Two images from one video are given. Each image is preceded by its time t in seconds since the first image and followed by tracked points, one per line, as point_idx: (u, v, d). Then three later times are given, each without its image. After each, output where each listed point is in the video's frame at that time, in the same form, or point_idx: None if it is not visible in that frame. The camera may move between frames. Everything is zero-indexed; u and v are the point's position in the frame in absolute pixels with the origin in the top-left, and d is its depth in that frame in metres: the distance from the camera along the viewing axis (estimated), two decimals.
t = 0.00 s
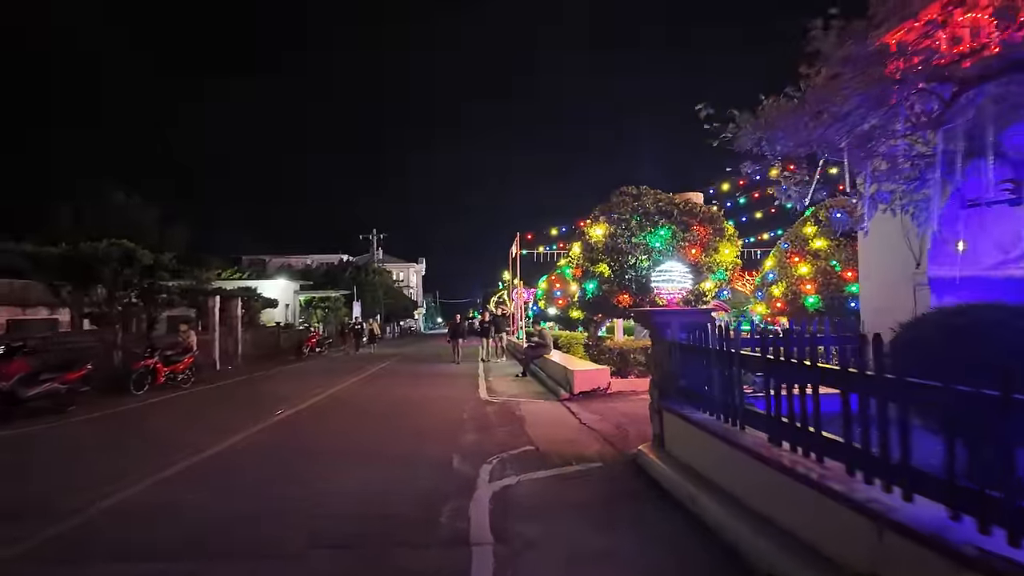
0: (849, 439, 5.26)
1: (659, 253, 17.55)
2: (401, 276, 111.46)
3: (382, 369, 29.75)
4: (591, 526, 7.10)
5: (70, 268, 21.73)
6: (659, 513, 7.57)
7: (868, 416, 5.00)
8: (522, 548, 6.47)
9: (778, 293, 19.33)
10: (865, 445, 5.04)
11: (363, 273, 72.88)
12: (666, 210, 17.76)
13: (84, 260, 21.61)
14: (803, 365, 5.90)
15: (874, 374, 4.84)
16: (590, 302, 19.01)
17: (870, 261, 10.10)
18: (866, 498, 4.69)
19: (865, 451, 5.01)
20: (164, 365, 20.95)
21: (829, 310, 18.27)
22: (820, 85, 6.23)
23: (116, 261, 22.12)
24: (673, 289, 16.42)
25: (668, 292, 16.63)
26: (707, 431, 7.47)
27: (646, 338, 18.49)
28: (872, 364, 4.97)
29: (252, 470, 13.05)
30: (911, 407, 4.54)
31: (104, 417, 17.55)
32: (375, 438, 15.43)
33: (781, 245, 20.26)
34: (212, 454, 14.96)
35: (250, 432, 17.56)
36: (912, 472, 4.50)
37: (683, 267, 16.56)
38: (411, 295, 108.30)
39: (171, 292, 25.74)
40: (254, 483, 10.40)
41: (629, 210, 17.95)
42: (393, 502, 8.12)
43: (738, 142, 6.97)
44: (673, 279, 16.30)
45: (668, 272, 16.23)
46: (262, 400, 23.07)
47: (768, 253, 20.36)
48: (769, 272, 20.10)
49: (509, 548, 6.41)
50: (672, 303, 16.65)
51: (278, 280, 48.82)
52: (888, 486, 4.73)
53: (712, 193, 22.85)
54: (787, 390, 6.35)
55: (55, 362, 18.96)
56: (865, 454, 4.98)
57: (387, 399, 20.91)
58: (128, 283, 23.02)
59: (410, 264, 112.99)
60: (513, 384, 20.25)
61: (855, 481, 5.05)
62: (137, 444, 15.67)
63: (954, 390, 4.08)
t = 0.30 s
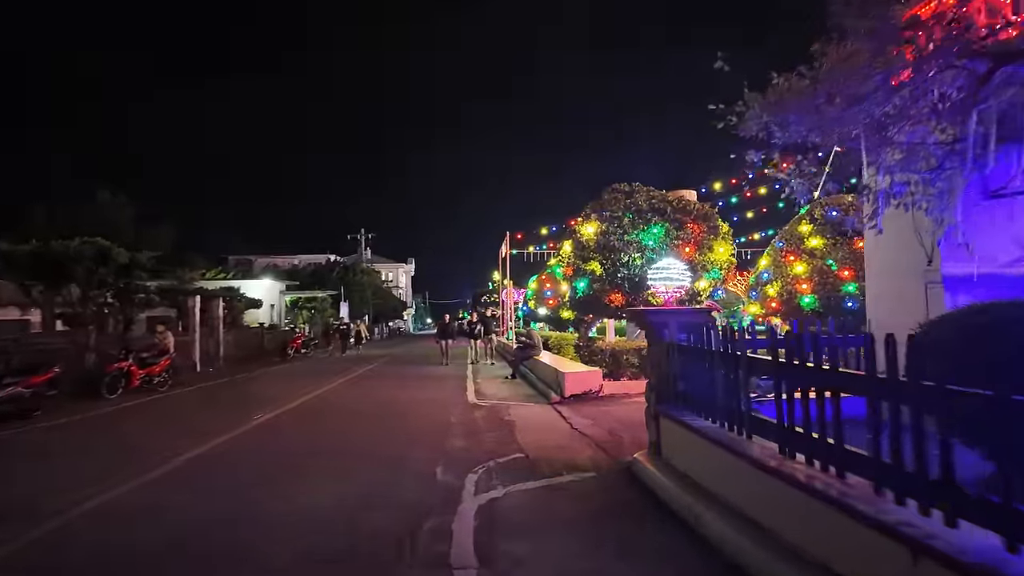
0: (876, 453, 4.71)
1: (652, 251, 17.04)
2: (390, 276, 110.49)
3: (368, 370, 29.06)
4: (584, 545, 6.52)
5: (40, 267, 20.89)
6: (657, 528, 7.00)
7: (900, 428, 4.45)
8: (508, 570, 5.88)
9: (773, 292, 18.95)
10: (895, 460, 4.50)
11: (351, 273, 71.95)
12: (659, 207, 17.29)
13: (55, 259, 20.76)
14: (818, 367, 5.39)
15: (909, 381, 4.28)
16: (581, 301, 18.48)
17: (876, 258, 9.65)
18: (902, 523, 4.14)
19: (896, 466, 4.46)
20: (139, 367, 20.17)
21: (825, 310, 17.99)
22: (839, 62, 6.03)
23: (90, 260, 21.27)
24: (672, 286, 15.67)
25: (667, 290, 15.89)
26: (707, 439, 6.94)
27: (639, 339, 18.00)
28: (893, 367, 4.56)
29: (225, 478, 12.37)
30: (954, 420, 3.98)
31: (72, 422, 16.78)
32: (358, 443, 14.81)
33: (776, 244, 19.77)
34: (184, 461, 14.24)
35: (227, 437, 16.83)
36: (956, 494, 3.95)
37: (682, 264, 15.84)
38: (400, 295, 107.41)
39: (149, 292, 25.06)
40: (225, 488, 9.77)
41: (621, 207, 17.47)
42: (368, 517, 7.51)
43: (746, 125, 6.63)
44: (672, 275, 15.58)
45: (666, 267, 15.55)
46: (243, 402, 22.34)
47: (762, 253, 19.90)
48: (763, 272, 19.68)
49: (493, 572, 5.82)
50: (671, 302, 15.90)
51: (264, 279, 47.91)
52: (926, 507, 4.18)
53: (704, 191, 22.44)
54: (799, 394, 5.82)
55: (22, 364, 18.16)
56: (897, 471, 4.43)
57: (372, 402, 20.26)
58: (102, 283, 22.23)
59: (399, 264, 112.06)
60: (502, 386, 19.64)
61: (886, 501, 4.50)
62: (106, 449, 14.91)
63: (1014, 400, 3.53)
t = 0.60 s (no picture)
0: (913, 472, 4.16)
1: (647, 248, 16.51)
2: (382, 276, 109.64)
3: (357, 371, 28.41)
4: (577, 566, 5.95)
5: (15, 265, 20.16)
6: (657, 546, 6.44)
7: (942, 445, 3.89)
8: None
9: (770, 291, 18.50)
10: (937, 481, 3.94)
11: (342, 273, 71.14)
12: (655, 203, 16.79)
13: (32, 256, 20.05)
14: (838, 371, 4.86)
15: (955, 392, 3.72)
16: (574, 300, 17.95)
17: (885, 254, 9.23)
18: (949, 556, 3.59)
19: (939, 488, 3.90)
20: (116, 370, 19.47)
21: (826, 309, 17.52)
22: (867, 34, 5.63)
23: (67, 258, 20.55)
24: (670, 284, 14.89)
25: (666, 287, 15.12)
26: (710, 447, 6.41)
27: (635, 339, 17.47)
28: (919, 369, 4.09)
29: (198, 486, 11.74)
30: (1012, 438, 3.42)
31: (42, 426, 16.08)
32: (343, 448, 14.18)
33: (773, 241, 19.32)
34: (157, 467, 13.59)
35: (205, 441, 16.16)
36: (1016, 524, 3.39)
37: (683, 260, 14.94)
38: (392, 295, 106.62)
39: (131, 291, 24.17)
40: (195, 496, 9.16)
41: (616, 203, 16.98)
42: (343, 532, 6.93)
43: (753, 108, 6.33)
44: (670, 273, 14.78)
45: (665, 264, 14.73)
46: (226, 404, 21.65)
47: (760, 250, 19.44)
48: (760, 270, 19.22)
49: None
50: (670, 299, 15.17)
51: (252, 279, 47.10)
52: (976, 537, 3.63)
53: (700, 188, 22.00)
54: (815, 399, 5.28)
55: None
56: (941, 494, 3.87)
57: (359, 404, 19.64)
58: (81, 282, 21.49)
59: (391, 264, 111.21)
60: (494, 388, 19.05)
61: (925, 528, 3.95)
62: (76, 455, 14.22)
63: None
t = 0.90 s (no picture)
0: (965, 495, 3.62)
1: (649, 247, 16.01)
2: (380, 277, 109.10)
3: (353, 373, 27.92)
4: None
5: None
6: (666, 565, 5.93)
7: (1006, 469, 3.35)
8: None
9: (776, 291, 18.08)
10: (1000, 509, 3.40)
11: (339, 273, 70.64)
12: (658, 201, 16.30)
13: (15, 255, 19.78)
14: (872, 378, 4.31)
15: None
16: (574, 301, 17.49)
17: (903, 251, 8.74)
18: None
19: (1003, 517, 3.36)
20: (104, 371, 18.98)
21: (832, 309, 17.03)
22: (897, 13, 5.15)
23: (52, 257, 20.30)
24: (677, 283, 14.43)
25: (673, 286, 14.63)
26: (723, 459, 5.85)
27: (637, 340, 16.99)
28: (970, 377, 3.57)
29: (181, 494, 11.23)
30: None
31: (26, 430, 15.59)
32: (334, 454, 13.65)
33: (779, 241, 18.75)
34: (143, 472, 13.10)
35: (193, 445, 15.64)
36: None
37: (690, 257, 14.55)
38: (391, 296, 106.10)
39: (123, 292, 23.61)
40: (174, 505, 8.67)
41: (618, 200, 16.50)
42: (326, 548, 6.45)
43: (769, 93, 5.51)
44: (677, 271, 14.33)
45: (672, 261, 14.29)
46: (218, 406, 21.15)
47: (765, 249, 18.96)
48: (766, 269, 18.77)
49: None
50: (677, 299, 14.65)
51: (249, 279, 46.57)
52: None
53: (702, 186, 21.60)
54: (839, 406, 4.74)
55: None
56: (1006, 523, 3.33)
57: (353, 407, 19.14)
58: (66, 281, 21.17)
59: (390, 264, 110.69)
60: (492, 391, 18.52)
61: (983, 561, 3.41)
62: (57, 460, 13.71)
63: None
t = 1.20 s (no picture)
0: None
1: (651, 246, 15.45)
2: (375, 277, 108.27)
3: (346, 375, 27.30)
4: None
5: None
6: None
7: None
8: None
9: (780, 292, 17.57)
10: None
11: (333, 274, 69.92)
12: (660, 198, 15.71)
13: None
14: (933, 395, 3.67)
15: None
16: (573, 301, 16.96)
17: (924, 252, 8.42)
18: None
19: None
20: (85, 375, 18.30)
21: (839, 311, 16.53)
22: None
23: (31, 256, 19.61)
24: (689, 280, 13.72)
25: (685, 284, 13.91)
26: (748, 479, 5.23)
27: (638, 342, 16.45)
28: None
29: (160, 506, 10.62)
30: None
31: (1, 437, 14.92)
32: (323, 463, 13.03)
33: (782, 240, 18.29)
34: (121, 482, 12.47)
35: (176, 453, 15.00)
36: None
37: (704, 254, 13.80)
38: (386, 297, 105.28)
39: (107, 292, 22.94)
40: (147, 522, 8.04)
41: (618, 198, 15.93)
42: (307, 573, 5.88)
43: (799, 68, 5.16)
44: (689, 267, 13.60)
45: (683, 258, 13.58)
46: (204, 409, 20.50)
47: (768, 250, 18.48)
48: (769, 270, 18.22)
49: None
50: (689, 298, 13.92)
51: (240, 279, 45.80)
52: None
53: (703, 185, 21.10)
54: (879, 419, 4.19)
55: None
56: None
57: (344, 411, 18.50)
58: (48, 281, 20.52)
59: (385, 265, 109.90)
60: (487, 396, 17.91)
61: None
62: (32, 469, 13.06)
63: None
